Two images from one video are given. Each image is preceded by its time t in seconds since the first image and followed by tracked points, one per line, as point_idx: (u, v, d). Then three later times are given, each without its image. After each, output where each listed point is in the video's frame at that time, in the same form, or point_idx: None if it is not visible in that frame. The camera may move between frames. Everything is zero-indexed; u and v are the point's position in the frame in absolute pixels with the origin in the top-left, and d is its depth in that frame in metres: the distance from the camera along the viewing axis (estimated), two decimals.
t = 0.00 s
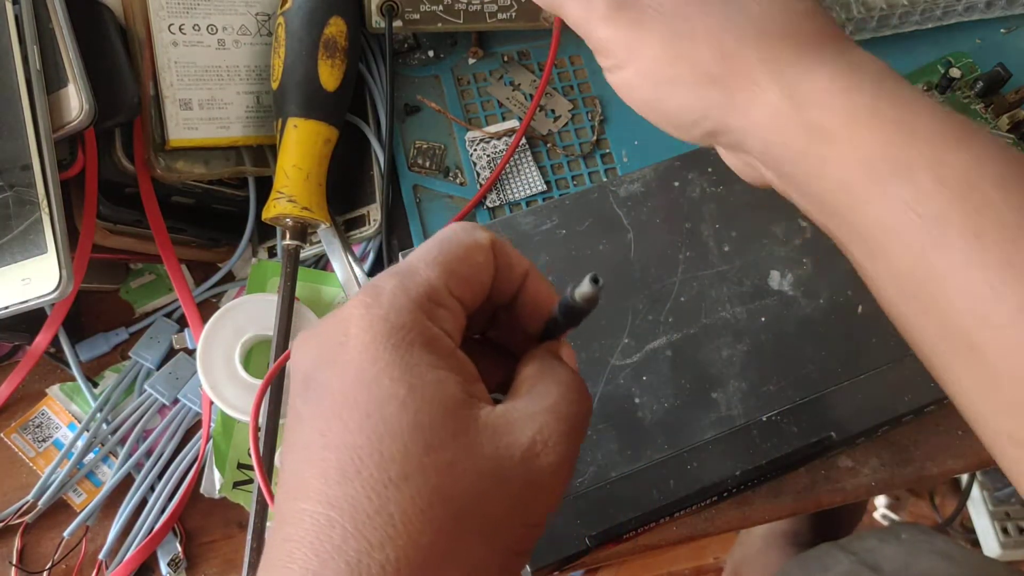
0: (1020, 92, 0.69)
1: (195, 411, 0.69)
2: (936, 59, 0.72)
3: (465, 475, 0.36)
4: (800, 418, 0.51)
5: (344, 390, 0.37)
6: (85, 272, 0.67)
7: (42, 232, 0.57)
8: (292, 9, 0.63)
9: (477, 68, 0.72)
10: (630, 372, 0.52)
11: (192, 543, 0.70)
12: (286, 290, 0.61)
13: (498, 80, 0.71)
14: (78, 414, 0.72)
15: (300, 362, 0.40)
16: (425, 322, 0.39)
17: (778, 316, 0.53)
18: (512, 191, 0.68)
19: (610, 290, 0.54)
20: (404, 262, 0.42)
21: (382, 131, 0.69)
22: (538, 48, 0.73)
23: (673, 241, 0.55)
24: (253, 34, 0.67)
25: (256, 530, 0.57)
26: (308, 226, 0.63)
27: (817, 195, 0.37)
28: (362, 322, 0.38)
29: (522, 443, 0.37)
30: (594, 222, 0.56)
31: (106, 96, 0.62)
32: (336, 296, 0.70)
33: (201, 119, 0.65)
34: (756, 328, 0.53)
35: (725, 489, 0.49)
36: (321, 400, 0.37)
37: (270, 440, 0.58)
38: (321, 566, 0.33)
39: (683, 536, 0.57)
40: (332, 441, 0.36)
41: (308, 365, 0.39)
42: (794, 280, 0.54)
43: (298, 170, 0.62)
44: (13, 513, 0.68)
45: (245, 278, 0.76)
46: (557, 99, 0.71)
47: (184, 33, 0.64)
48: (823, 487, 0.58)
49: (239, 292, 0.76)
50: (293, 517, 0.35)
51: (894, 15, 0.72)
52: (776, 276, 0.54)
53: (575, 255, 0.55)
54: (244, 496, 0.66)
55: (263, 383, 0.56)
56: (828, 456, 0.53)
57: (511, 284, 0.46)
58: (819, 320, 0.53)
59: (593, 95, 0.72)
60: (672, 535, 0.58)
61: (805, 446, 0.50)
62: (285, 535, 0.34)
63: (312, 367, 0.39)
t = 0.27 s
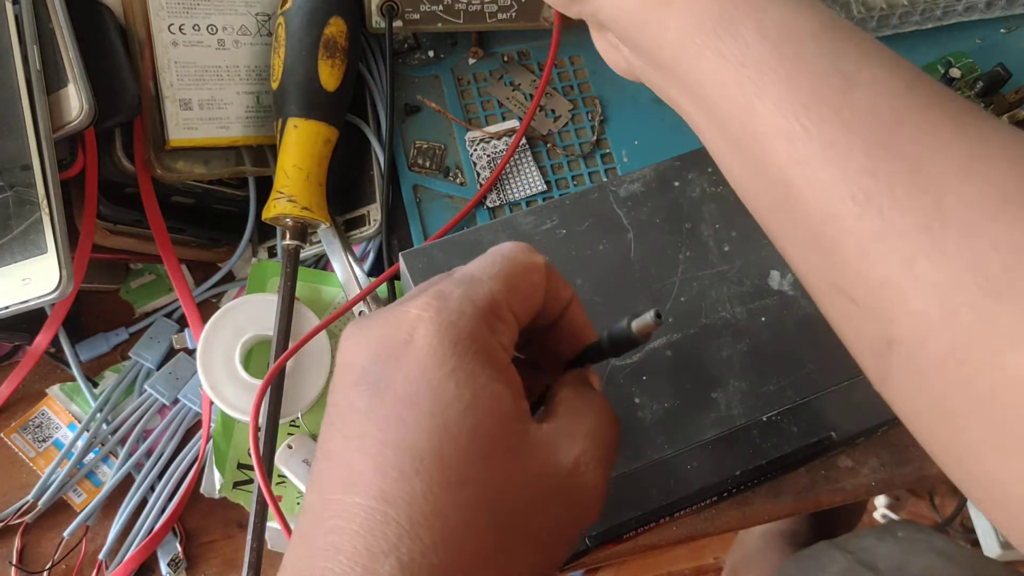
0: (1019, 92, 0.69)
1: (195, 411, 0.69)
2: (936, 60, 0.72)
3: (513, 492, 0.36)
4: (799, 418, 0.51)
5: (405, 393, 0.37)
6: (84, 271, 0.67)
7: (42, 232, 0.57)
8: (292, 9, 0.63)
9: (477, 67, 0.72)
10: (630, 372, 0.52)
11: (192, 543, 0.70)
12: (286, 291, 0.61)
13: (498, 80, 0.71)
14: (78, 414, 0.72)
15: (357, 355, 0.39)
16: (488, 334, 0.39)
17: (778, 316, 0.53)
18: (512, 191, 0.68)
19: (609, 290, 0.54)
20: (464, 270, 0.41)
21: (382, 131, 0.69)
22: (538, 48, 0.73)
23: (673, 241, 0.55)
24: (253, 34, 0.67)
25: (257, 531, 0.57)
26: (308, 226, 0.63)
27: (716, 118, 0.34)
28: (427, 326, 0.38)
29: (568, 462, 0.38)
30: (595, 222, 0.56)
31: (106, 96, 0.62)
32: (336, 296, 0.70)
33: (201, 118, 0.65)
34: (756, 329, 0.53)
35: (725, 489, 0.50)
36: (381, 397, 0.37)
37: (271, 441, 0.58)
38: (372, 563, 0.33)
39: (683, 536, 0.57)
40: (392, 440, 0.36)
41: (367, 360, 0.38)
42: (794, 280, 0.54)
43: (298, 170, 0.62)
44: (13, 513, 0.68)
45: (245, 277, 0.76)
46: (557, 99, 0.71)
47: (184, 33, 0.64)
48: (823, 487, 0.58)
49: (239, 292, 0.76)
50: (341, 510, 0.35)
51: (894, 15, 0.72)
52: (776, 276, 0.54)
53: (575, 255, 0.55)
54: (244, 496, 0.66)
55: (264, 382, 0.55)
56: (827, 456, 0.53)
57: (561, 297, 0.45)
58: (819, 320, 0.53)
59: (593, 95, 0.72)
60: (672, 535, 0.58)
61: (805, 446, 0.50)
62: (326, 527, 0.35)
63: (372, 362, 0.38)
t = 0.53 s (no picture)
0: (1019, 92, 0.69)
1: (196, 411, 0.70)
2: (936, 60, 0.72)
3: (538, 496, 0.36)
4: (799, 418, 0.51)
5: (437, 396, 0.36)
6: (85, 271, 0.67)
7: (42, 232, 0.57)
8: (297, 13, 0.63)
9: (477, 67, 0.72)
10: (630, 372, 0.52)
11: (192, 543, 0.70)
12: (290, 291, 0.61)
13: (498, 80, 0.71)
14: (78, 414, 0.72)
15: (390, 356, 0.38)
16: (521, 345, 0.39)
17: (778, 316, 0.53)
18: (512, 191, 0.68)
19: (609, 290, 0.54)
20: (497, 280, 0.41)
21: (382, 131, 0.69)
22: (538, 48, 0.73)
23: (672, 242, 0.55)
24: (253, 36, 0.67)
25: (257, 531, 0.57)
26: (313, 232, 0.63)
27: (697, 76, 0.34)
28: (465, 332, 0.38)
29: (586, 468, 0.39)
30: (594, 223, 0.56)
31: (107, 96, 0.62)
32: (336, 296, 0.70)
33: (201, 121, 0.65)
34: (756, 329, 0.53)
35: (724, 489, 0.50)
36: (416, 398, 0.37)
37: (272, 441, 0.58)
38: (401, 561, 0.32)
39: (683, 536, 0.57)
40: (426, 440, 0.35)
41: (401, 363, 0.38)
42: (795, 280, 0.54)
43: (307, 176, 0.62)
44: (13, 513, 0.68)
45: (245, 277, 0.76)
46: (557, 99, 0.71)
47: (184, 35, 0.64)
48: (822, 487, 0.58)
49: (239, 292, 0.76)
50: (369, 506, 0.34)
51: (894, 15, 0.72)
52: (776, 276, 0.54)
53: (575, 256, 0.55)
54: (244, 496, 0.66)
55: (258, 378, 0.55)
56: (826, 456, 0.54)
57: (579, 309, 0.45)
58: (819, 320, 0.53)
59: (593, 95, 0.72)
60: (672, 536, 0.58)
61: (804, 446, 0.50)
62: (351, 524, 0.34)
63: (408, 363, 0.38)
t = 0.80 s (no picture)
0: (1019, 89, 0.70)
1: (196, 411, 0.70)
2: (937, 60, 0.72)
3: (542, 500, 0.36)
4: (799, 418, 0.51)
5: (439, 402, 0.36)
6: (84, 271, 0.66)
7: (42, 231, 0.57)
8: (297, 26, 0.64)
9: (477, 68, 0.72)
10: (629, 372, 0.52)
11: (192, 543, 0.69)
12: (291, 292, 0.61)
13: (498, 80, 0.71)
14: (78, 414, 0.72)
15: (391, 361, 0.38)
16: (524, 351, 0.39)
17: (778, 316, 0.53)
18: (512, 191, 0.68)
19: (609, 290, 0.54)
20: (494, 284, 0.41)
21: (383, 131, 0.68)
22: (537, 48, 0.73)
23: (672, 241, 0.55)
24: (253, 46, 0.67)
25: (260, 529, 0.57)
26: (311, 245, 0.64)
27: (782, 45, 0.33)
28: (466, 337, 0.38)
29: (591, 472, 0.39)
30: (594, 223, 0.56)
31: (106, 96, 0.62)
32: (336, 296, 0.70)
33: (201, 131, 0.65)
34: (757, 329, 0.53)
35: (724, 489, 0.49)
36: (416, 403, 0.37)
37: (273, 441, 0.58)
38: (401, 569, 0.32)
39: (683, 536, 0.57)
40: (428, 445, 0.35)
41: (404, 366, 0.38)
42: (794, 280, 0.54)
43: (305, 189, 0.62)
44: (13, 513, 0.68)
45: (245, 277, 0.76)
46: (557, 99, 0.71)
47: (184, 46, 0.64)
48: (822, 487, 0.58)
49: (239, 292, 0.76)
50: (369, 513, 0.34)
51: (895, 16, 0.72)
52: (776, 276, 0.54)
53: (575, 255, 0.55)
54: (244, 496, 0.66)
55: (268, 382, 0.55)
56: (826, 456, 0.54)
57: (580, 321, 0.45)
58: (819, 320, 0.53)
59: (593, 95, 0.72)
60: (672, 535, 0.58)
61: (805, 445, 0.50)
62: (354, 531, 0.34)
63: (409, 368, 0.38)
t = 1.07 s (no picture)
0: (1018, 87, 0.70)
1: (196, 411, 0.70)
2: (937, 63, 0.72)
3: (308, 497, 0.31)
4: (799, 418, 0.51)
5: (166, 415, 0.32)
6: (84, 272, 0.66)
7: (41, 231, 0.58)
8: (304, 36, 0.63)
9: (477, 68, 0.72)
10: (630, 372, 0.52)
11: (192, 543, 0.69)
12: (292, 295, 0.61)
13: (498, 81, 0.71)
14: (78, 414, 0.72)
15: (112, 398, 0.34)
16: (232, 321, 0.34)
17: (778, 316, 0.53)
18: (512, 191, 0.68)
19: (609, 290, 0.54)
20: (192, 274, 0.36)
21: (383, 131, 0.69)
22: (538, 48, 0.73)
23: (673, 242, 0.55)
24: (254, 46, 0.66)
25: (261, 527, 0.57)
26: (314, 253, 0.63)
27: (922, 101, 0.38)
28: (174, 355, 0.33)
29: (380, 443, 0.33)
30: (594, 223, 0.56)
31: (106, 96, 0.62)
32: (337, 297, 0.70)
33: (201, 132, 0.65)
34: (757, 329, 0.53)
35: (724, 488, 0.49)
36: (151, 424, 0.32)
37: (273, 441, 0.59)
38: None
39: (683, 535, 0.57)
40: (200, 464, 0.31)
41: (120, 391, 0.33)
42: (795, 280, 0.54)
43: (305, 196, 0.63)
44: (13, 513, 0.68)
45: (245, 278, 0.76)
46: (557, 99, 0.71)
47: (184, 46, 0.64)
48: (822, 487, 0.58)
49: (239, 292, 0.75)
50: (164, 552, 0.30)
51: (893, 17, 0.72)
52: (776, 276, 0.55)
53: (575, 255, 0.55)
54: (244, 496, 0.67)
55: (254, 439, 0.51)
56: (826, 456, 0.53)
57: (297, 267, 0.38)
58: (819, 320, 0.53)
59: (593, 95, 0.72)
60: (672, 535, 0.58)
61: (806, 445, 0.50)
62: None
63: (129, 402, 0.33)
